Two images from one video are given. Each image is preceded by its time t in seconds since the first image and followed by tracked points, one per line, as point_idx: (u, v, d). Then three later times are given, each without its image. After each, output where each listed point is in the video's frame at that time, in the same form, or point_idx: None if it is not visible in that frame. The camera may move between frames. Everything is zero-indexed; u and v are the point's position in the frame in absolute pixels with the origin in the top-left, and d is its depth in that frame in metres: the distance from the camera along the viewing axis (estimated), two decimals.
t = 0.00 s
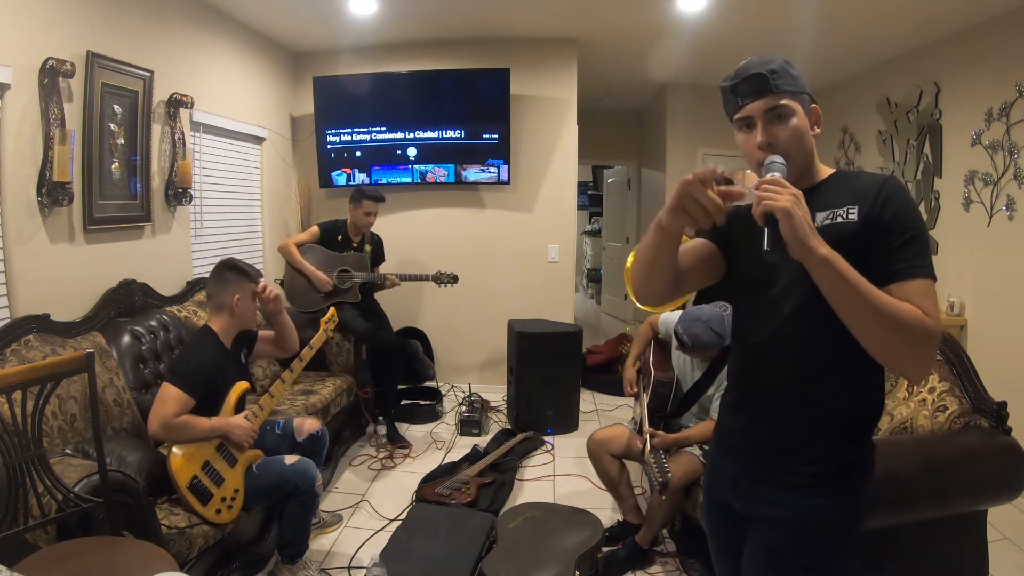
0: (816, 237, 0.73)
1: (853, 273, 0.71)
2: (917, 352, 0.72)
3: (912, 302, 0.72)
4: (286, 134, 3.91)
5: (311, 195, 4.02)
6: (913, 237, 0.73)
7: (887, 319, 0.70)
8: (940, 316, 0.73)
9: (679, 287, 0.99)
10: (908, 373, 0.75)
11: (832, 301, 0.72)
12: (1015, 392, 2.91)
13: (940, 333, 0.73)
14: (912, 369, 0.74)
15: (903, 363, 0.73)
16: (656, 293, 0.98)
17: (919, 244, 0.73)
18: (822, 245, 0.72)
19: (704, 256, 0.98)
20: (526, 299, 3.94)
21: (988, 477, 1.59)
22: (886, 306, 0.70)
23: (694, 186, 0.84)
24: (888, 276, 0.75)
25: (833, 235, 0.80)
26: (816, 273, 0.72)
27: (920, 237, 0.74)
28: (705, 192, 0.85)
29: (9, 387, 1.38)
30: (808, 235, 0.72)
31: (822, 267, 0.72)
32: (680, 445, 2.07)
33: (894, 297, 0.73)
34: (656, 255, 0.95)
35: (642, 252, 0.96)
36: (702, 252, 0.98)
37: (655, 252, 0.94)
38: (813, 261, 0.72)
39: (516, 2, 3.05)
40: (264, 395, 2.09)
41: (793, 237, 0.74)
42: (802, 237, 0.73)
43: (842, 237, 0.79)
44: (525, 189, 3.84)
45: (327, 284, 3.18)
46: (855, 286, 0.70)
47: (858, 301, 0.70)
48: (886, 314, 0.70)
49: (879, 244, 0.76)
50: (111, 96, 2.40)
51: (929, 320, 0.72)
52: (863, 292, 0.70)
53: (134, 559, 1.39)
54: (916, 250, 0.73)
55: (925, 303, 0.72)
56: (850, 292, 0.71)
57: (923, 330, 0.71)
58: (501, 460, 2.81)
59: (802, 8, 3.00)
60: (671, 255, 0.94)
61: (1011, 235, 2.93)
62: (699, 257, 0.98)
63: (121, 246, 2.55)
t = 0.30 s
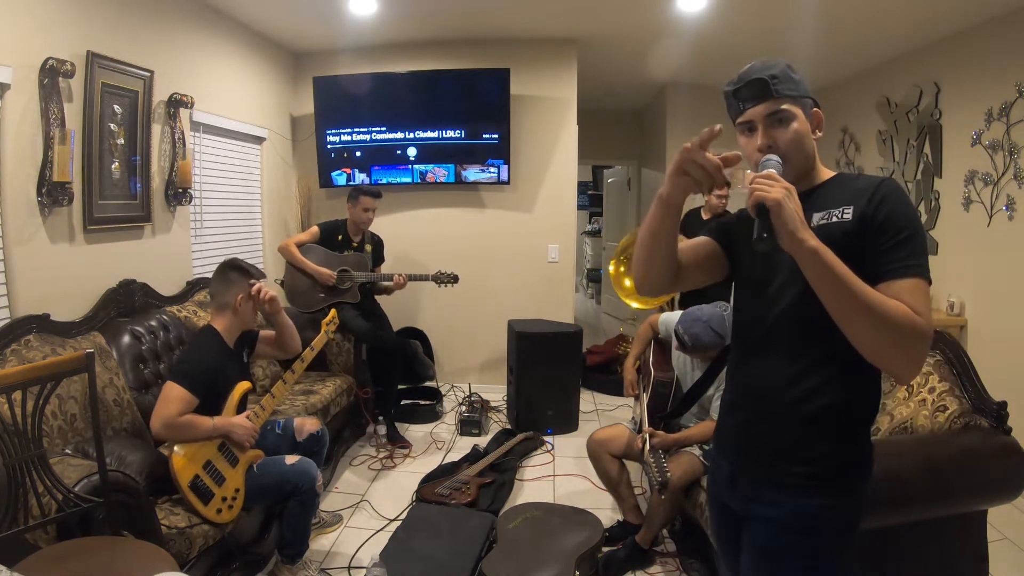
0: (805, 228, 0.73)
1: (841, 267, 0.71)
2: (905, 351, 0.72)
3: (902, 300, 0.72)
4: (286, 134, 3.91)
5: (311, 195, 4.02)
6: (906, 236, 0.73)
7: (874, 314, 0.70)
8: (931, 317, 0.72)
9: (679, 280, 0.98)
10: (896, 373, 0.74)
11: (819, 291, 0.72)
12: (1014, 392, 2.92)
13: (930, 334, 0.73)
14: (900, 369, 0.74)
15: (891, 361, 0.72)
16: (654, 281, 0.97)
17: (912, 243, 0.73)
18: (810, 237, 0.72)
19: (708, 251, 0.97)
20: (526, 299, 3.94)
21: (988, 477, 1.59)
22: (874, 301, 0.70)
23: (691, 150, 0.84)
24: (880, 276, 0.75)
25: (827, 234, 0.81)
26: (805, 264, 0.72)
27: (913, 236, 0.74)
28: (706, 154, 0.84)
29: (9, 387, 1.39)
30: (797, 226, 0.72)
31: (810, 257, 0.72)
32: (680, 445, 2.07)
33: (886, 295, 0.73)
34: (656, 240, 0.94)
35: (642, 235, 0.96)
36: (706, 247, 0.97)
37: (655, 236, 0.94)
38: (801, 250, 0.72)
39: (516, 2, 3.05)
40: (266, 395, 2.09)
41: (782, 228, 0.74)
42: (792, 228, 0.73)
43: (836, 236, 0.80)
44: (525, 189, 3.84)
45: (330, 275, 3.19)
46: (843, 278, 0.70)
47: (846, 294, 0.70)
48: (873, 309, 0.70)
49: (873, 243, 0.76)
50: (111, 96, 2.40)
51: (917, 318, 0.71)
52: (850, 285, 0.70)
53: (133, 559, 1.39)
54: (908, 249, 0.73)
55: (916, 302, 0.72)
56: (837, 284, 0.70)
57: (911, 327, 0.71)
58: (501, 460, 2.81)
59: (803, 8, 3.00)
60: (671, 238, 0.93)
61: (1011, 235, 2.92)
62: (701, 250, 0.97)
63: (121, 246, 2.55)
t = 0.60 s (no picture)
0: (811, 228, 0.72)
1: (847, 266, 0.71)
2: (909, 350, 0.72)
3: (906, 300, 0.72)
4: (286, 134, 3.91)
5: (311, 194, 4.02)
6: (908, 236, 0.73)
7: (880, 313, 0.70)
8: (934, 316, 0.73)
9: (682, 283, 0.98)
10: (900, 371, 0.74)
11: (826, 291, 0.71)
12: (1014, 392, 2.92)
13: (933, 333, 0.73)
14: (905, 369, 0.74)
15: (896, 360, 0.72)
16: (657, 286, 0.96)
17: (914, 242, 0.73)
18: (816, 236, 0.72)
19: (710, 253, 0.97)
20: (526, 299, 3.94)
21: (989, 477, 1.59)
22: (879, 300, 0.70)
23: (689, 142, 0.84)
24: (882, 276, 0.75)
25: (829, 234, 0.81)
26: (810, 263, 0.72)
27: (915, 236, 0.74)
28: (704, 139, 0.83)
29: (8, 387, 1.38)
30: (803, 225, 0.72)
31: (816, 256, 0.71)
32: (681, 445, 2.07)
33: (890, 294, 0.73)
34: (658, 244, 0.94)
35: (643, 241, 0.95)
36: (708, 249, 0.97)
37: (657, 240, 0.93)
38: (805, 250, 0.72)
39: (516, 2, 3.05)
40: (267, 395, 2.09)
41: (787, 226, 0.73)
42: (797, 227, 0.72)
43: (838, 235, 0.80)
44: (525, 189, 3.83)
45: (330, 275, 3.19)
46: (848, 278, 0.70)
47: (852, 293, 0.70)
48: (879, 309, 0.70)
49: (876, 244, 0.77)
50: (111, 96, 2.40)
51: (923, 317, 0.71)
52: (856, 285, 0.70)
53: (133, 559, 1.39)
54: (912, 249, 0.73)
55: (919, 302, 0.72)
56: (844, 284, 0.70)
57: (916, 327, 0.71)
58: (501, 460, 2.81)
59: (803, 8, 3.00)
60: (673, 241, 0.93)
61: (1011, 235, 2.92)
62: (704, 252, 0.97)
63: (121, 246, 2.55)
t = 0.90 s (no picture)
0: (821, 235, 0.72)
1: (857, 274, 0.71)
2: (917, 355, 0.72)
3: (913, 305, 0.72)
4: (286, 134, 3.91)
5: (311, 194, 4.02)
6: (914, 239, 0.74)
7: (887, 318, 0.70)
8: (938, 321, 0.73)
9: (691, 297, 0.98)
10: (907, 376, 0.75)
11: (838, 299, 0.71)
12: (1014, 392, 2.92)
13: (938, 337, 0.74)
14: (911, 373, 0.75)
15: (903, 365, 0.73)
16: (672, 312, 0.98)
17: (920, 246, 0.74)
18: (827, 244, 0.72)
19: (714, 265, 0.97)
20: (526, 299, 3.94)
21: (989, 477, 1.59)
22: (889, 307, 0.70)
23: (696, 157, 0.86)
24: (887, 281, 0.75)
25: (835, 236, 0.81)
26: (821, 271, 0.72)
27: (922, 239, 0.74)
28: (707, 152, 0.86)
29: (9, 387, 1.38)
30: (816, 234, 0.72)
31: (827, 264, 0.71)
32: (681, 445, 2.07)
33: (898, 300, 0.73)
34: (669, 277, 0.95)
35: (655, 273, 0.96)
36: (710, 258, 0.97)
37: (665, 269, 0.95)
38: (815, 257, 0.72)
39: (516, 2, 3.05)
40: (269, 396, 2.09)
41: (799, 234, 0.73)
42: (809, 234, 0.72)
43: (845, 238, 0.80)
44: (525, 189, 3.84)
45: (330, 273, 3.18)
46: (860, 286, 0.70)
47: (862, 301, 0.70)
48: (889, 315, 0.70)
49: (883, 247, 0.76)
50: (111, 96, 2.40)
51: (928, 323, 0.72)
52: (866, 293, 0.70)
53: (132, 559, 1.39)
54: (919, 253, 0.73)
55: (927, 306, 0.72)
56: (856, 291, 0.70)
57: (923, 332, 0.72)
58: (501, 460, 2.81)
59: (803, 8, 3.00)
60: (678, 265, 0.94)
61: (1010, 236, 2.93)
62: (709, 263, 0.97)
63: (121, 246, 2.55)
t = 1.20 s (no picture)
0: (824, 238, 0.72)
1: (859, 277, 0.70)
2: (918, 361, 0.72)
3: (915, 310, 0.72)
4: (286, 134, 3.91)
5: (311, 194, 4.02)
6: (918, 243, 0.73)
7: (888, 322, 0.70)
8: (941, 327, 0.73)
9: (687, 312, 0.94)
10: (908, 381, 0.74)
11: (840, 301, 0.71)
12: (1014, 392, 2.92)
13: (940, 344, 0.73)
14: (913, 378, 0.74)
15: (904, 371, 0.72)
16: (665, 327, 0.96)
17: (925, 250, 0.73)
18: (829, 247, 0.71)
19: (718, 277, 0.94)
20: (526, 299, 3.94)
21: (989, 477, 1.59)
22: (891, 311, 0.70)
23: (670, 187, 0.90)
24: (891, 285, 0.75)
25: (839, 238, 0.80)
26: (822, 273, 0.72)
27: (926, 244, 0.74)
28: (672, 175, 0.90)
29: (9, 387, 1.39)
30: (818, 236, 0.71)
31: (829, 266, 0.71)
32: (681, 445, 2.08)
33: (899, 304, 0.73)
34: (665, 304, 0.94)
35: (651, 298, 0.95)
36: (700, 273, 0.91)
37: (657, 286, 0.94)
38: (816, 258, 0.72)
39: (516, 2, 3.05)
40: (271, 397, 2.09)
41: (801, 236, 0.72)
42: (811, 236, 0.72)
43: (848, 240, 0.80)
44: (525, 189, 3.84)
45: (329, 274, 3.18)
46: (862, 290, 0.70)
47: (864, 305, 0.70)
48: (891, 320, 0.70)
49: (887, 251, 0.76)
50: (111, 96, 2.40)
51: (931, 330, 0.72)
52: (868, 297, 0.69)
53: (132, 559, 1.39)
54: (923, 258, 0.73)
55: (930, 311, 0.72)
56: (860, 295, 0.70)
57: (926, 338, 0.71)
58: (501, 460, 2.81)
59: (803, 8, 3.00)
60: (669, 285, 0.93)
61: (1010, 235, 2.93)
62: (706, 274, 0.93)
63: (121, 246, 2.55)
